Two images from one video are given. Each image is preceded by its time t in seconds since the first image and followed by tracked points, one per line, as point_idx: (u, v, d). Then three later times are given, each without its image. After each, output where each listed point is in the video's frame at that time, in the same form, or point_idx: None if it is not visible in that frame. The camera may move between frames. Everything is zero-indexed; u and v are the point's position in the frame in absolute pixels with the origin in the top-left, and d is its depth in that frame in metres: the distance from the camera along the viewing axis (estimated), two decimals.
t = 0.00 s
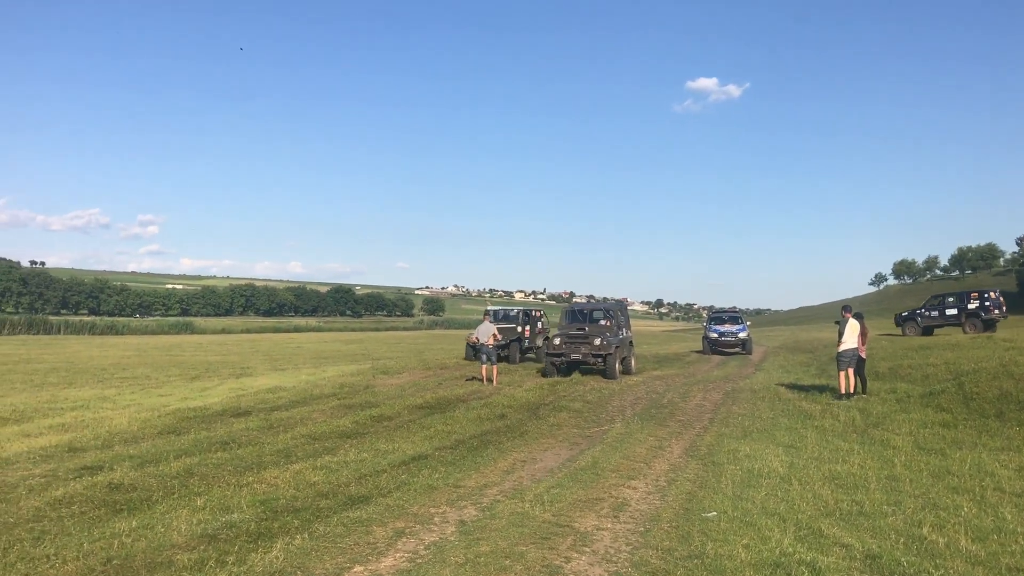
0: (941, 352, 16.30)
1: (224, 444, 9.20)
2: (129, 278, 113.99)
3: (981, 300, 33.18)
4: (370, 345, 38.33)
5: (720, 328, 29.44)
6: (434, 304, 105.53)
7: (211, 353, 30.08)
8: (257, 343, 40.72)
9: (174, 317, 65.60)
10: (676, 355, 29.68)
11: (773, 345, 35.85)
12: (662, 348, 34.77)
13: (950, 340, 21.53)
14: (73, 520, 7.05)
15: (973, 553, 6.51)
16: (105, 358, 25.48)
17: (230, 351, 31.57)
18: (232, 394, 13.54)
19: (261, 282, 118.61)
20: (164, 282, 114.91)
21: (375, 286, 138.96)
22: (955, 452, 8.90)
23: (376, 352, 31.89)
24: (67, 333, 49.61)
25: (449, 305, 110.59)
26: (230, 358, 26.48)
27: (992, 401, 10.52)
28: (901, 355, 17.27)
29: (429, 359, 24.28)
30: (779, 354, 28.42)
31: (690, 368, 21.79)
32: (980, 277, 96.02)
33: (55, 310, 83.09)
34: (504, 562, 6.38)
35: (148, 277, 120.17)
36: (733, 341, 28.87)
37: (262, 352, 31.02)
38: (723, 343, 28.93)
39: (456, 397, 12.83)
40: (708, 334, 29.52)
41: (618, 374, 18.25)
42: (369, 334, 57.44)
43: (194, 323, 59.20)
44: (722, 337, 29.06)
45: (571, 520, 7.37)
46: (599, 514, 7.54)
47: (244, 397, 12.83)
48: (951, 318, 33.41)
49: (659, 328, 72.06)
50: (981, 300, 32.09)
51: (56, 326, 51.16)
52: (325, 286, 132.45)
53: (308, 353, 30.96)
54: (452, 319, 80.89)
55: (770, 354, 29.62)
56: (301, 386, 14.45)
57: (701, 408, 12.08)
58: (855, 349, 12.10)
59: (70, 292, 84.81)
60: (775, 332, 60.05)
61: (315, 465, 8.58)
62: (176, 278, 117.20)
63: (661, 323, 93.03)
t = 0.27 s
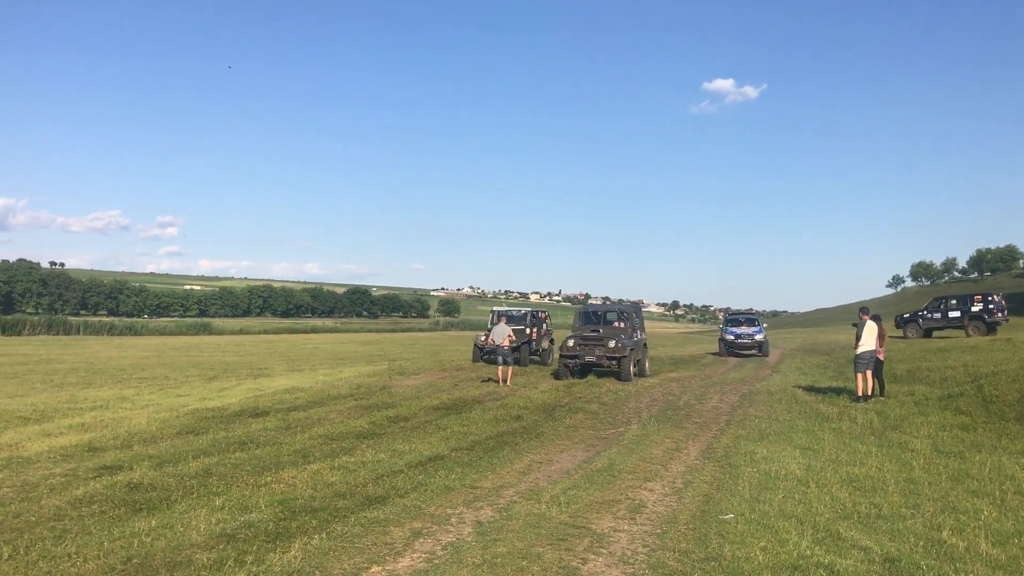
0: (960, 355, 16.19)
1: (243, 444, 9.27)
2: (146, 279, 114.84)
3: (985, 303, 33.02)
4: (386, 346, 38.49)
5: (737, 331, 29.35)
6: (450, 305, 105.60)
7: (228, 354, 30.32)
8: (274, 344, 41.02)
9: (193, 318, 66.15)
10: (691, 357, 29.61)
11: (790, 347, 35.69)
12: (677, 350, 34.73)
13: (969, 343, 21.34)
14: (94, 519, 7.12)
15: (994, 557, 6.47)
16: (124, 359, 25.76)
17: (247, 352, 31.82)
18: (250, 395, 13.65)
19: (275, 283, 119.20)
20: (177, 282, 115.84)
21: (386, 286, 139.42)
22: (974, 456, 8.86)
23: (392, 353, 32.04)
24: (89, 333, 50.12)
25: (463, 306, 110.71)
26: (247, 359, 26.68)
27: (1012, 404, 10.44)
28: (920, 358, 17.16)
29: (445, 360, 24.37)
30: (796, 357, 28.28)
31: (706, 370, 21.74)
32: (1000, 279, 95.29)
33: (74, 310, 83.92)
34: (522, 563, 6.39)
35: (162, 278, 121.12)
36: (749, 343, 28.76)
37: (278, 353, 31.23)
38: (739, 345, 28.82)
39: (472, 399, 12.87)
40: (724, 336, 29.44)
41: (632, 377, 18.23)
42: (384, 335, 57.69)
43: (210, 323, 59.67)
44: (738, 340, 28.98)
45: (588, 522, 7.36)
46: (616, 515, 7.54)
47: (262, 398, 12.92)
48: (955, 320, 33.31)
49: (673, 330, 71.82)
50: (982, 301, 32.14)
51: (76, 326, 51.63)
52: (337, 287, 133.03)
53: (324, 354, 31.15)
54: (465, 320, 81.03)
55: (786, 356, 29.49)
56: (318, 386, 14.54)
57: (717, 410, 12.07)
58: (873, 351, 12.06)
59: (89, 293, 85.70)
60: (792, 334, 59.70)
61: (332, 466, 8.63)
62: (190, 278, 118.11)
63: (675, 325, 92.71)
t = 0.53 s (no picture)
0: (976, 357, 16.05)
1: (256, 445, 9.31)
2: (159, 280, 115.64)
3: (985, 306, 32.89)
4: (399, 348, 38.59)
5: (750, 333, 29.24)
6: (463, 305, 105.53)
7: (242, 355, 30.50)
8: (287, 345, 41.23)
9: (208, 319, 66.62)
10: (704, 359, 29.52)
11: (804, 349, 35.51)
12: (690, 352, 34.64)
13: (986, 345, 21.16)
14: (108, 520, 7.15)
15: (1011, 561, 6.41)
16: (140, 360, 25.99)
17: (260, 353, 32.02)
18: (264, 396, 13.71)
19: (286, 284, 119.72)
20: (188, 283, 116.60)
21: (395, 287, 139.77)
22: (991, 459, 8.79)
23: (405, 354, 32.15)
24: (106, 335, 50.58)
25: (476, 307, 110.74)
26: (261, 360, 26.85)
27: None
28: (936, 360, 17.03)
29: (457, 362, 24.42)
30: (810, 359, 28.13)
31: (720, 372, 21.68)
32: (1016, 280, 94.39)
33: (89, 311, 84.68)
34: (535, 565, 6.38)
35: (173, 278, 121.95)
36: (763, 345, 28.69)
37: (292, 354, 31.40)
38: (752, 346, 28.71)
39: (485, 400, 12.88)
40: (738, 337, 29.33)
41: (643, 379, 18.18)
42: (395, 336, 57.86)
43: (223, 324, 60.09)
44: (751, 341, 28.87)
45: (601, 524, 7.35)
46: (629, 518, 7.52)
47: (275, 399, 12.98)
48: (955, 323, 33.21)
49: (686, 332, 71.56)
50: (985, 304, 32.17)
51: (93, 328, 52.13)
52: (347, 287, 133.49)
53: (338, 355, 31.28)
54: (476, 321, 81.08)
55: (800, 358, 29.34)
56: (331, 388, 14.59)
57: (731, 413, 12.03)
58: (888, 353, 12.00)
59: (104, 294, 86.45)
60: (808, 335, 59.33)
61: (345, 467, 8.65)
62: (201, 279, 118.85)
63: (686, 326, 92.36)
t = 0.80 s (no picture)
0: (987, 358, 15.97)
1: (265, 448, 9.33)
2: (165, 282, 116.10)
3: (984, 309, 32.81)
4: (407, 350, 38.65)
5: (758, 334, 29.17)
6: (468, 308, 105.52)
7: (251, 358, 30.60)
8: (295, 348, 41.36)
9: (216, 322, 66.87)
10: (711, 361, 29.46)
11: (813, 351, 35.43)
12: (698, 354, 34.58)
13: (995, 346, 21.06)
14: (117, 523, 7.16)
15: (1022, 564, 6.37)
16: (148, 363, 26.08)
17: (269, 356, 32.14)
18: (272, 398, 13.74)
19: (292, 286, 119.98)
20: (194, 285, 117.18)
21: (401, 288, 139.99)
22: (1001, 461, 8.76)
23: (412, 357, 32.19)
24: (115, 339, 50.86)
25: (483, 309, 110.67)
26: (269, 363, 26.93)
27: None
28: (945, 361, 16.94)
29: (464, 364, 24.47)
30: (818, 361, 28.05)
31: (728, 374, 21.64)
32: None
33: (96, 313, 85.08)
34: (544, 568, 6.38)
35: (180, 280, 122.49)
36: (771, 346, 28.61)
37: (300, 357, 31.49)
38: (760, 348, 28.64)
39: (493, 403, 12.88)
40: (746, 339, 29.27)
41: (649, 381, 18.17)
42: (403, 339, 57.96)
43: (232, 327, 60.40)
44: (759, 343, 28.81)
45: (609, 527, 7.34)
46: (638, 521, 7.51)
47: (284, 402, 13.01)
48: (953, 325, 33.25)
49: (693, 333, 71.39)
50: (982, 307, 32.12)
51: (102, 332, 52.38)
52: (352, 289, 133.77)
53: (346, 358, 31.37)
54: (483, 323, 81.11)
55: (808, 360, 29.25)
56: (338, 390, 14.61)
57: (739, 415, 12.01)
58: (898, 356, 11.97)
59: (112, 297, 86.84)
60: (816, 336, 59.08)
61: (353, 470, 8.65)
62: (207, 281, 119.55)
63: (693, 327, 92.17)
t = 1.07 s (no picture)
0: (989, 358, 15.95)
1: (266, 450, 9.33)
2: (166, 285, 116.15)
3: (976, 309, 32.92)
4: (409, 352, 38.63)
5: (759, 335, 29.15)
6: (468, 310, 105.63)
7: (252, 361, 30.58)
8: (296, 352, 41.31)
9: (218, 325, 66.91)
10: (714, 362, 29.44)
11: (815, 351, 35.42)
12: (699, 355, 34.54)
13: (997, 346, 21.04)
14: (119, 526, 7.15)
15: None
16: (150, 366, 26.08)
17: (270, 359, 32.12)
18: (274, 401, 13.73)
19: (293, 288, 119.98)
20: (196, 288, 117.19)
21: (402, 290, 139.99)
22: (1003, 461, 8.74)
23: (414, 359, 32.18)
24: (116, 343, 50.81)
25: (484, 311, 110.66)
26: (270, 366, 26.92)
27: None
28: (947, 361, 16.92)
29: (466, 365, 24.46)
30: (820, 361, 28.03)
31: (730, 375, 21.63)
32: None
33: (98, 317, 85.13)
34: (546, 570, 6.37)
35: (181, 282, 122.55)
36: (772, 347, 28.58)
37: (301, 360, 31.47)
38: (762, 348, 28.64)
39: (494, 405, 12.87)
40: (747, 340, 29.26)
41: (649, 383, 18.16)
42: (404, 341, 57.95)
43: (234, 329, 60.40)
44: (760, 344, 28.80)
45: (612, 529, 7.33)
46: (640, 522, 7.50)
47: (285, 404, 13.00)
48: (946, 325, 33.40)
49: (694, 334, 71.36)
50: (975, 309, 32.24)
51: (103, 336, 52.34)
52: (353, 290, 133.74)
53: (348, 360, 31.33)
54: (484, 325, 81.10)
55: (810, 360, 29.22)
56: (340, 392, 14.60)
57: (741, 416, 11.99)
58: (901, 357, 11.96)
59: (113, 300, 86.86)
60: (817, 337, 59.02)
61: (355, 472, 8.65)
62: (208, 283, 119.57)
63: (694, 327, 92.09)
